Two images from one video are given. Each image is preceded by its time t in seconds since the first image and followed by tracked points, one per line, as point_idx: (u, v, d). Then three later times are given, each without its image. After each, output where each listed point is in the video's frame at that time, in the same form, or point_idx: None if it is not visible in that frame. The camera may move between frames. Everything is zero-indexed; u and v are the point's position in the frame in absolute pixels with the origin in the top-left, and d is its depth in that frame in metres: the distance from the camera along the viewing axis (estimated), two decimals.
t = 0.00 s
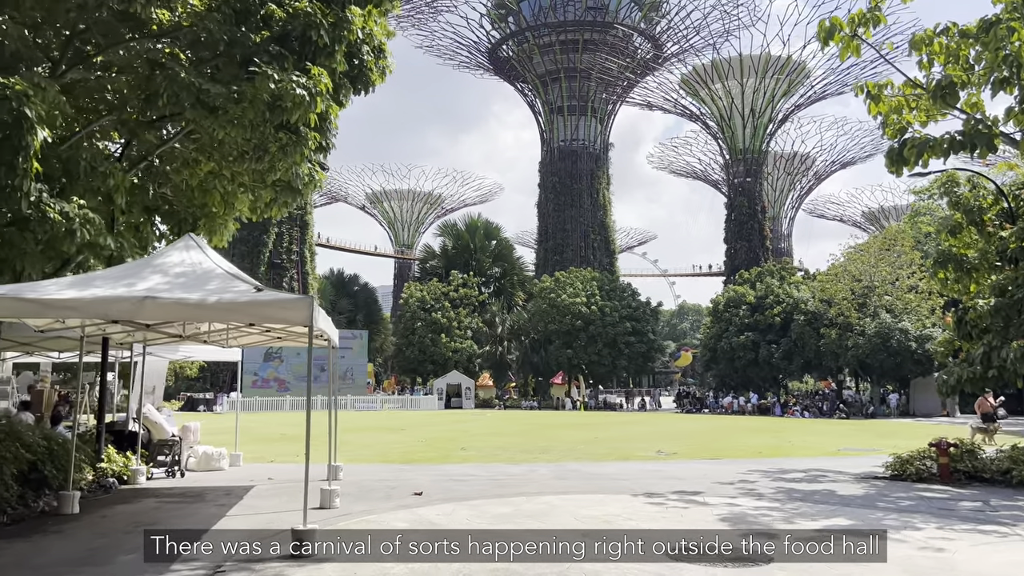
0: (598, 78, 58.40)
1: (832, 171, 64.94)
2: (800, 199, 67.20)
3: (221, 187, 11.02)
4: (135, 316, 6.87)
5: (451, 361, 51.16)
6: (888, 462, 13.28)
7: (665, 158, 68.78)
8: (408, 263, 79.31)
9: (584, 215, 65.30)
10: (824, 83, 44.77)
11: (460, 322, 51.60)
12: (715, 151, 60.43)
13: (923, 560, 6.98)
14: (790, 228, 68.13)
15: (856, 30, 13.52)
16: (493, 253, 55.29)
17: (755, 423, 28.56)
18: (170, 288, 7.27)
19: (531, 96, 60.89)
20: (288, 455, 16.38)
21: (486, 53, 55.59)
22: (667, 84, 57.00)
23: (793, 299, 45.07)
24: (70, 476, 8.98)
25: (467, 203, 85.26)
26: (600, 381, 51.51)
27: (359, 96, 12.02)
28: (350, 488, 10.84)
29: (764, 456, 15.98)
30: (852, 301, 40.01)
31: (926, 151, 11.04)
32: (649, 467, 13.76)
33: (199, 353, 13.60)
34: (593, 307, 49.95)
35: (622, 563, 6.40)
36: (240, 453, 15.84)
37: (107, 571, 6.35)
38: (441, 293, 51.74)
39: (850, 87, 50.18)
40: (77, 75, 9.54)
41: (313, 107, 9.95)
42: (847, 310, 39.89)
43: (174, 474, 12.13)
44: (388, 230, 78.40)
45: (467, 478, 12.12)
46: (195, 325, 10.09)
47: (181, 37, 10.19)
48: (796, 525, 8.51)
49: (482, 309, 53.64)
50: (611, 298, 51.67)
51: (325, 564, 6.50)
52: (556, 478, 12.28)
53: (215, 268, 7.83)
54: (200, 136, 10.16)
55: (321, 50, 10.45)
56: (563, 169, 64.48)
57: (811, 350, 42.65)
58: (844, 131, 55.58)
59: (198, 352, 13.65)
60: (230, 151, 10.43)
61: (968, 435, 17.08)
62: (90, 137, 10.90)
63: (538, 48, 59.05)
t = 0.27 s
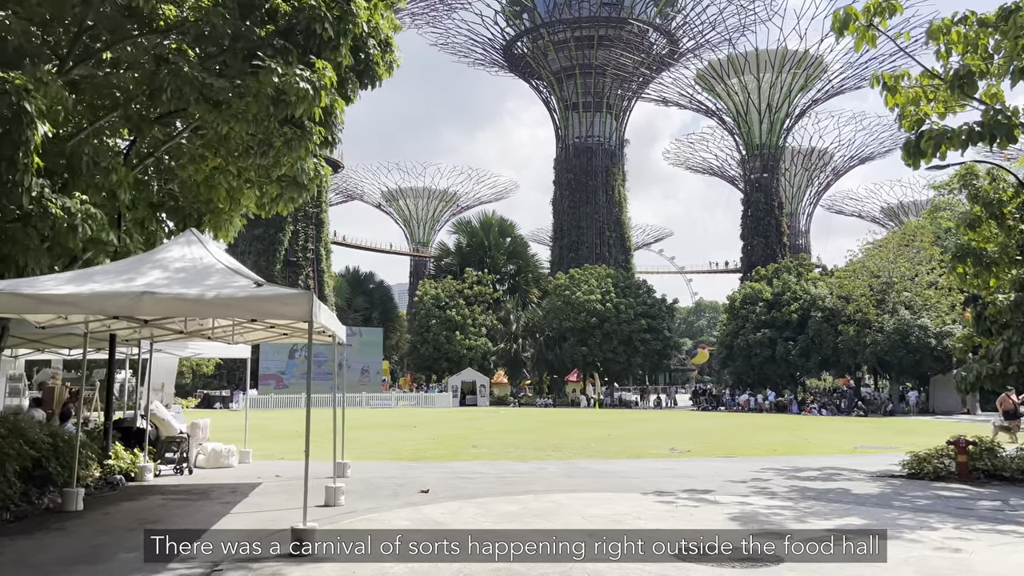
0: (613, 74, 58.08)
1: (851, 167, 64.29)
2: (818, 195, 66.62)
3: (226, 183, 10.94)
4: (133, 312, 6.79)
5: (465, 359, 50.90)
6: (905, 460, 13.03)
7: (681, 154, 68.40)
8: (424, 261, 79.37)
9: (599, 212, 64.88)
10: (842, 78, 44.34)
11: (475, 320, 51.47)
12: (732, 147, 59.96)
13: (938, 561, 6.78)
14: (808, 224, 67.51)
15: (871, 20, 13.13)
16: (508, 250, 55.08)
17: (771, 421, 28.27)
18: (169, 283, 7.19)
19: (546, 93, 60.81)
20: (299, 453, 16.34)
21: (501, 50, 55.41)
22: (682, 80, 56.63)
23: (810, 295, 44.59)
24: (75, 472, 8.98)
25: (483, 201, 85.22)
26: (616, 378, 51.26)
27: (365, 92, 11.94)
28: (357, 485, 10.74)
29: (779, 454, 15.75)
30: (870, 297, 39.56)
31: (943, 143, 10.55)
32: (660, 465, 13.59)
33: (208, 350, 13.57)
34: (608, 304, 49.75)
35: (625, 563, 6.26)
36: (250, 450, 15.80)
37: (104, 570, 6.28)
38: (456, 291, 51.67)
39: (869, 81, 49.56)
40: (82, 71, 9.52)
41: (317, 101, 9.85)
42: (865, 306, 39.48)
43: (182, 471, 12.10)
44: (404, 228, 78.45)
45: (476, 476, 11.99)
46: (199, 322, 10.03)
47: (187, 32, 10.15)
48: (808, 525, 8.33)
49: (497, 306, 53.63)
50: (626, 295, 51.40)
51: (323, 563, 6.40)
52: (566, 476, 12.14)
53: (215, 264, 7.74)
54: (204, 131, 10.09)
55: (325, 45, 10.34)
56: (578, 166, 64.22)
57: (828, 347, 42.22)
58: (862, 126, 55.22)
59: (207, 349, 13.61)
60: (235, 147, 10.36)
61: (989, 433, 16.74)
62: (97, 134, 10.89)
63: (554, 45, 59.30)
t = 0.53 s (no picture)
0: (627, 68, 57.67)
1: (868, 161, 63.60)
2: (835, 190, 66.01)
3: (228, 178, 10.85)
4: (127, 308, 6.71)
5: (479, 355, 50.97)
6: (919, 458, 12.79)
7: (696, 149, 67.93)
8: (438, 258, 79.33)
9: (613, 207, 64.37)
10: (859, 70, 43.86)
11: (488, 316, 51.27)
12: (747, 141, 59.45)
13: (950, 561, 6.57)
14: (825, 219, 66.88)
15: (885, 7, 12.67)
16: (521, 246, 54.79)
17: (786, 417, 27.96)
18: (164, 278, 7.11)
19: (559, 88, 60.86)
20: (306, 449, 16.27)
21: (515, 46, 55.37)
22: (696, 74, 56.21)
23: (827, 291, 44.11)
24: (76, 468, 8.94)
25: (497, 197, 85.08)
26: (630, 373, 51.01)
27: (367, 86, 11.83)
28: (361, 482, 10.64)
29: (792, 451, 15.53)
30: (887, 293, 39.08)
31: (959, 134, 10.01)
32: (670, 462, 13.41)
33: (214, 345, 13.52)
34: (621, 300, 49.46)
35: (625, 563, 6.11)
36: (258, 446, 15.76)
37: (96, 568, 6.20)
38: (469, 287, 51.57)
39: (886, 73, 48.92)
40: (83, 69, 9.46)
41: (318, 95, 9.75)
42: (882, 301, 39.02)
43: (188, 467, 12.05)
44: (418, 225, 78.46)
45: (482, 473, 11.86)
46: (200, 317, 9.98)
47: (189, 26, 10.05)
48: (817, 524, 8.14)
49: (510, 302, 53.52)
50: (640, 290, 51.08)
51: (319, 563, 6.30)
52: (572, 473, 11.99)
53: (212, 259, 7.65)
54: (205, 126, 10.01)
55: (327, 38, 10.23)
56: (592, 161, 63.84)
57: (845, 343, 41.76)
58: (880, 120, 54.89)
59: (213, 344, 13.56)
60: (237, 141, 10.27)
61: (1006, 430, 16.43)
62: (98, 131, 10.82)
63: (567, 40, 59.18)
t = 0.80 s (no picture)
0: (642, 62, 57.16)
1: (887, 154, 62.82)
2: (853, 183, 65.29)
3: (232, 173, 10.76)
4: (122, 304, 6.64)
5: (492, 351, 50.87)
6: (934, 456, 12.55)
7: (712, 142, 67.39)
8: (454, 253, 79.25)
9: (629, 202, 63.92)
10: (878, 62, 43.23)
11: (502, 311, 51.14)
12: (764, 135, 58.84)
13: (962, 563, 6.38)
14: (843, 213, 66.15)
15: None
16: (535, 241, 54.63)
17: (801, 413, 27.65)
18: (160, 274, 7.04)
19: (574, 82, 60.51)
20: (315, 445, 16.24)
21: (529, 40, 55.21)
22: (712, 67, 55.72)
23: (844, 285, 43.60)
24: (79, 464, 8.93)
25: (512, 191, 84.87)
26: (645, 369, 50.74)
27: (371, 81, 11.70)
28: (366, 479, 10.55)
29: (805, 448, 15.31)
30: (905, 287, 38.49)
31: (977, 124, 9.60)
32: (680, 459, 13.24)
33: (222, 342, 13.48)
34: (636, 296, 49.13)
35: (625, 563, 5.98)
36: (267, 442, 15.72)
37: (90, 567, 6.13)
38: (483, 283, 51.47)
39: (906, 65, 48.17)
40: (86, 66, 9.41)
41: (320, 88, 9.64)
42: (900, 296, 38.45)
43: (194, 464, 12.03)
44: (433, 220, 78.46)
45: (489, 470, 11.75)
46: (203, 314, 9.92)
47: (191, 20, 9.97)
48: (826, 524, 7.97)
49: (524, 298, 53.41)
50: (654, 285, 50.67)
51: (315, 562, 6.21)
52: (581, 470, 11.86)
53: (210, 255, 7.58)
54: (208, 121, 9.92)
55: (329, 31, 10.11)
56: (607, 156, 63.42)
57: (862, 339, 41.26)
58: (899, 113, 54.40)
59: (221, 341, 13.52)
60: (240, 135, 10.18)
61: None
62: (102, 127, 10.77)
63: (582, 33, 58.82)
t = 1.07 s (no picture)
0: (658, 54, 56.73)
1: (908, 145, 62.04)
2: (873, 174, 64.60)
3: (237, 165, 10.67)
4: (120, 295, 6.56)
5: (508, 344, 50.89)
6: (953, 449, 12.29)
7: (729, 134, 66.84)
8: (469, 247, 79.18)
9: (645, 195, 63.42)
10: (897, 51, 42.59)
11: (517, 305, 51.17)
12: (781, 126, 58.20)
13: (978, 560, 6.18)
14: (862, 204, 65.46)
15: None
16: (550, 235, 54.48)
17: (817, 406, 27.40)
18: (160, 266, 6.96)
19: (590, 75, 60.26)
20: (326, 438, 16.21)
21: (544, 33, 55.03)
22: (728, 58, 55.21)
23: (862, 278, 43.07)
24: (83, 456, 8.93)
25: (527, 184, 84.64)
26: (661, 362, 50.46)
27: (377, 71, 11.58)
28: (373, 473, 10.47)
29: (821, 442, 15.10)
30: (925, 279, 37.93)
31: (995, 111, 9.24)
32: (692, 453, 13.07)
33: (231, 335, 13.46)
34: (652, 289, 48.83)
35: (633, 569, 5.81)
36: (278, 435, 15.70)
37: (88, 560, 6.07)
38: (497, 276, 51.43)
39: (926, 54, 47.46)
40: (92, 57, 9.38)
41: (325, 79, 9.52)
42: (919, 288, 37.89)
43: (203, 456, 11.99)
44: (449, 214, 78.40)
45: (497, 463, 11.64)
46: (209, 306, 9.88)
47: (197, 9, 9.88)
48: (839, 519, 7.79)
49: (539, 291, 53.45)
50: (670, 278, 50.31)
51: (314, 558, 6.12)
52: (591, 464, 11.72)
53: (211, 247, 7.50)
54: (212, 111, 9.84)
55: (334, 19, 9.99)
56: (623, 148, 62.92)
57: (880, 332, 40.76)
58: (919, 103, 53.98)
59: (231, 334, 13.49)
60: (245, 126, 10.09)
61: None
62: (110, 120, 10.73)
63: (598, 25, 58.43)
